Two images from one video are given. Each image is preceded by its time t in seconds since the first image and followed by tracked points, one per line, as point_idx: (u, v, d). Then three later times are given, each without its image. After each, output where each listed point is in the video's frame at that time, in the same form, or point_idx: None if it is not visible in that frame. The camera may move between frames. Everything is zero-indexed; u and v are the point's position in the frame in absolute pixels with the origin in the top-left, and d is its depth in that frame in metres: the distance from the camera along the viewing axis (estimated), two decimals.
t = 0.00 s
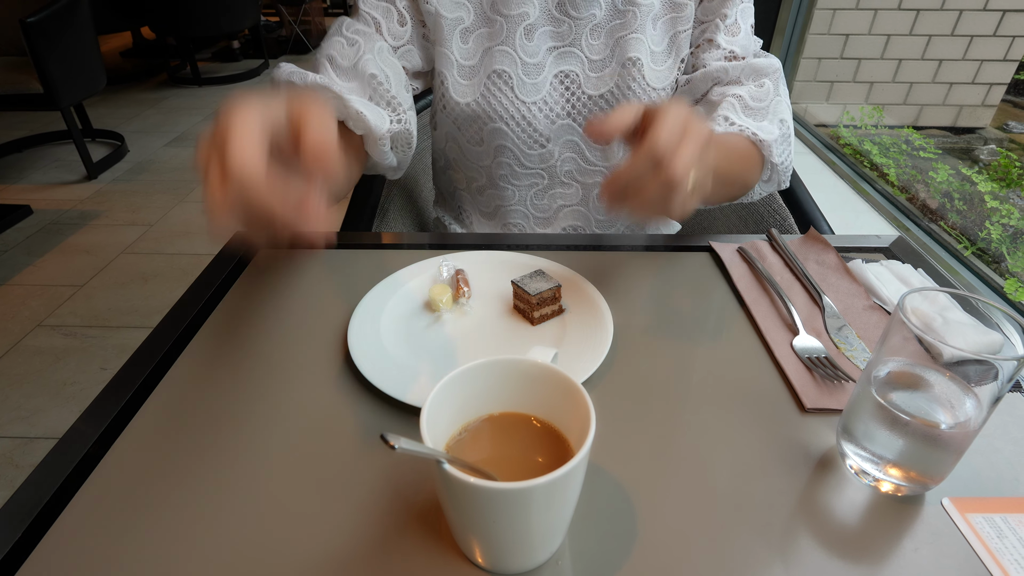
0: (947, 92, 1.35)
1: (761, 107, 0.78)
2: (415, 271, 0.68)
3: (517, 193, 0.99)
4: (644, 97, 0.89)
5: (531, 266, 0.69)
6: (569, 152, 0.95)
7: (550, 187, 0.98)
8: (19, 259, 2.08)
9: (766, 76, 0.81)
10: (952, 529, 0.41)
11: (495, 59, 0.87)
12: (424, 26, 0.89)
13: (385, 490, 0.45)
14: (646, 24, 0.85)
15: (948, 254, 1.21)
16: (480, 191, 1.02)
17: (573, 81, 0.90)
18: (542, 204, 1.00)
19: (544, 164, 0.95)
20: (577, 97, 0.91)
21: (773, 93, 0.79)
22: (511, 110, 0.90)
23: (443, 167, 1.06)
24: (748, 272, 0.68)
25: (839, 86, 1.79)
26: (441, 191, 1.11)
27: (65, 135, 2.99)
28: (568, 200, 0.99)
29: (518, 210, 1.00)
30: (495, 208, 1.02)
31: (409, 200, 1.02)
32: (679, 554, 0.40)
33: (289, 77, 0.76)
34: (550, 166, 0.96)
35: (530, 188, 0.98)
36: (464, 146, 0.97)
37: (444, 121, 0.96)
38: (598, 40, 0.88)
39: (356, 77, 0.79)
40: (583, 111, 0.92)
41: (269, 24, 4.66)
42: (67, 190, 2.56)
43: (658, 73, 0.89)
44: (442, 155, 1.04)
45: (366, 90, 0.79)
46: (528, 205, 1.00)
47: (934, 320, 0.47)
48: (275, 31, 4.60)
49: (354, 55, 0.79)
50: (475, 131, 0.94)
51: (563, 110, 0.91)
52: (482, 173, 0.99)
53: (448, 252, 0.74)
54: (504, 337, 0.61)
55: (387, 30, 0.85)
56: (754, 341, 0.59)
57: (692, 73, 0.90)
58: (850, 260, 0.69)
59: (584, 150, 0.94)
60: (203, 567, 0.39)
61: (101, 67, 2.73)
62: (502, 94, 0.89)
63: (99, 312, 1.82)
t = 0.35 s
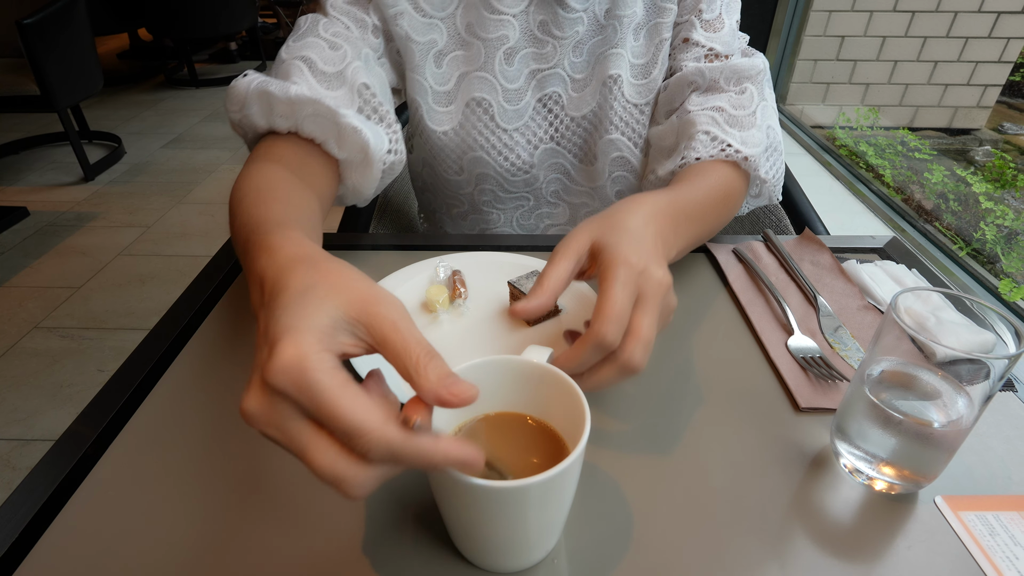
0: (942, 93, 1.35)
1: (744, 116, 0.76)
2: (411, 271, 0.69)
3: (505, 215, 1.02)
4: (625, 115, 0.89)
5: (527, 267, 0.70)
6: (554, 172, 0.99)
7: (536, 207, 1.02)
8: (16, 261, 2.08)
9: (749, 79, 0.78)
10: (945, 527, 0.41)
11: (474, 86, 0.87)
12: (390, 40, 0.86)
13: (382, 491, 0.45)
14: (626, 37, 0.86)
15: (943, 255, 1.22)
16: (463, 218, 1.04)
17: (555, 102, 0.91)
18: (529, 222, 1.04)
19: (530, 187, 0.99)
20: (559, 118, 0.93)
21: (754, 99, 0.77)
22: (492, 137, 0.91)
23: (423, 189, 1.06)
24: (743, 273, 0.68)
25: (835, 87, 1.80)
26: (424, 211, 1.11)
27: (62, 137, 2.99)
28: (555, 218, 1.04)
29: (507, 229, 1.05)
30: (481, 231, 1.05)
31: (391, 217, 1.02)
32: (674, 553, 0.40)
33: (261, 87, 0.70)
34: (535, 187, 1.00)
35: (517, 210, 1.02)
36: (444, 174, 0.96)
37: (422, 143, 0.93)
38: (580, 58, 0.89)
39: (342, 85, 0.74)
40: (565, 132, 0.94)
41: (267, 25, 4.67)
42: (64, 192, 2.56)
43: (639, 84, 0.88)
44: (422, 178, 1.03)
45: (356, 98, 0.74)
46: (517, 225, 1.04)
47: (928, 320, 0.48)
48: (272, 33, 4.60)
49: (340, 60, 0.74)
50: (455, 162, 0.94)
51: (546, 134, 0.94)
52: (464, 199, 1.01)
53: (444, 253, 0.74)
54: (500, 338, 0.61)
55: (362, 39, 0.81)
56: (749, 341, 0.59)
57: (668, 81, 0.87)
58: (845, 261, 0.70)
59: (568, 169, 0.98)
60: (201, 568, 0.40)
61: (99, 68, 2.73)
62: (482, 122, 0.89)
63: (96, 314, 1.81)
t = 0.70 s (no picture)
0: (938, 97, 1.36)
1: (732, 141, 0.76)
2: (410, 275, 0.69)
3: (483, 230, 1.03)
4: (603, 134, 0.90)
5: (525, 270, 0.70)
6: (531, 190, 0.99)
7: (513, 225, 1.03)
8: (13, 266, 2.08)
9: (737, 101, 0.79)
10: (944, 530, 0.41)
11: (443, 108, 0.87)
12: (354, 61, 0.85)
13: (380, 495, 0.45)
14: (601, 55, 0.86)
15: (941, 257, 1.22)
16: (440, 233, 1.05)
17: (529, 121, 0.91)
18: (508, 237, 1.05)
19: (505, 206, 0.99)
20: (533, 137, 0.93)
21: (743, 122, 0.78)
22: (462, 158, 0.91)
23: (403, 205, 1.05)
24: (741, 276, 0.68)
25: (831, 91, 1.81)
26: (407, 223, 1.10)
27: (60, 142, 2.98)
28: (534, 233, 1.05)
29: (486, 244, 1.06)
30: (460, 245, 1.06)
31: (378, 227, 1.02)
32: (674, 556, 0.40)
33: (216, 113, 0.70)
34: (511, 207, 1.00)
35: (496, 225, 1.03)
36: (417, 192, 0.97)
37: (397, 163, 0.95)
38: (553, 77, 0.89)
39: (300, 110, 0.74)
40: (539, 150, 0.94)
41: (265, 30, 4.68)
42: (61, 197, 2.55)
43: (617, 102, 0.89)
44: (399, 194, 1.04)
45: (313, 125, 0.75)
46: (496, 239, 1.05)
47: (925, 322, 0.47)
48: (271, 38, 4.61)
49: (299, 85, 0.74)
50: (428, 182, 0.94)
51: (519, 153, 0.94)
52: (440, 216, 1.01)
53: (443, 257, 0.74)
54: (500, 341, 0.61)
55: (326, 61, 0.81)
56: (748, 344, 0.59)
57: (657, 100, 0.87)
58: (842, 264, 0.70)
59: (544, 187, 0.98)
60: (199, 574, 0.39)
61: (97, 73, 2.73)
62: (452, 143, 0.90)
63: (92, 319, 1.81)
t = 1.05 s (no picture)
0: (933, 96, 1.36)
1: (730, 145, 0.77)
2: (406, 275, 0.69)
3: (481, 225, 1.03)
4: (604, 134, 0.90)
5: (521, 269, 0.70)
6: (530, 186, 0.99)
7: (512, 220, 1.03)
8: (9, 268, 2.07)
9: (737, 106, 0.80)
10: (939, 525, 0.41)
11: (447, 105, 0.87)
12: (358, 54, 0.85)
13: (377, 495, 0.45)
14: (604, 54, 0.86)
15: (936, 255, 1.22)
16: (439, 229, 1.05)
17: (531, 118, 0.91)
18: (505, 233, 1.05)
19: (505, 201, 0.99)
20: (535, 133, 0.93)
21: (743, 127, 0.79)
22: (465, 155, 0.91)
23: (401, 199, 1.05)
24: (737, 274, 0.68)
25: (827, 91, 1.82)
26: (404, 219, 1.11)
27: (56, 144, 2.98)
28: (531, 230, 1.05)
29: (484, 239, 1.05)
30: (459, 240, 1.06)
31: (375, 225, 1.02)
32: (670, 554, 0.40)
33: (217, 103, 0.71)
34: (511, 201, 1.00)
35: (494, 220, 1.03)
36: (417, 187, 0.97)
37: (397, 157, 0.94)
38: (557, 75, 0.89)
39: (302, 104, 0.74)
40: (540, 146, 0.94)
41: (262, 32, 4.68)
42: (57, 199, 2.55)
43: (619, 102, 0.89)
44: (398, 189, 1.03)
45: (314, 119, 0.74)
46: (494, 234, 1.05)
47: (920, 320, 0.48)
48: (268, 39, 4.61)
49: (301, 79, 0.75)
50: (428, 176, 0.94)
51: (521, 150, 0.94)
52: (439, 210, 1.01)
53: (440, 256, 0.74)
54: (496, 340, 0.61)
55: (329, 55, 0.81)
56: (744, 342, 0.59)
57: (658, 101, 0.87)
58: (838, 262, 0.70)
59: (544, 184, 0.98)
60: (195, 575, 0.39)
61: (92, 75, 2.73)
62: (454, 139, 0.90)
63: (89, 321, 1.80)
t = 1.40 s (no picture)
0: (926, 95, 1.37)
1: (730, 124, 0.77)
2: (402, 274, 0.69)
3: (492, 218, 1.02)
4: (612, 120, 0.90)
5: (518, 268, 0.70)
6: (541, 177, 0.99)
7: (523, 213, 1.03)
8: (3, 270, 2.06)
9: (735, 86, 0.80)
10: (934, 521, 0.42)
11: (461, 97, 0.87)
12: (373, 47, 0.85)
13: (373, 495, 0.44)
14: (611, 41, 0.86)
15: (931, 253, 1.23)
16: (450, 224, 1.04)
17: (542, 109, 0.92)
18: (516, 228, 1.05)
19: (517, 192, 0.99)
20: (545, 123, 0.93)
21: (741, 107, 0.78)
22: (478, 147, 0.91)
23: (410, 197, 1.05)
24: (732, 272, 0.69)
25: (822, 90, 1.82)
26: (412, 218, 1.11)
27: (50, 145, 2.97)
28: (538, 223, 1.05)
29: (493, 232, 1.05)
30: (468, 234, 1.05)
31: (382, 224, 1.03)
32: (667, 552, 0.40)
33: (240, 94, 0.70)
34: (522, 192, 1.00)
35: (504, 213, 1.02)
36: (429, 182, 0.97)
37: (407, 151, 0.94)
38: (566, 65, 0.90)
39: (322, 96, 0.74)
40: (550, 135, 0.95)
41: (257, 32, 4.67)
42: (52, 200, 2.53)
43: (626, 90, 0.89)
44: (405, 185, 1.03)
45: (334, 111, 0.74)
46: (503, 227, 1.04)
47: (915, 316, 0.48)
48: (263, 40, 4.60)
49: (321, 72, 0.75)
50: (441, 169, 0.94)
51: (532, 140, 0.94)
52: (451, 204, 1.00)
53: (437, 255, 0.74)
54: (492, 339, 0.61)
55: (346, 50, 0.81)
56: (739, 340, 0.59)
57: (658, 85, 0.88)
58: (833, 260, 0.71)
59: (554, 174, 0.99)
60: None
61: (87, 76, 2.71)
62: (468, 132, 0.90)
63: (84, 322, 1.80)
